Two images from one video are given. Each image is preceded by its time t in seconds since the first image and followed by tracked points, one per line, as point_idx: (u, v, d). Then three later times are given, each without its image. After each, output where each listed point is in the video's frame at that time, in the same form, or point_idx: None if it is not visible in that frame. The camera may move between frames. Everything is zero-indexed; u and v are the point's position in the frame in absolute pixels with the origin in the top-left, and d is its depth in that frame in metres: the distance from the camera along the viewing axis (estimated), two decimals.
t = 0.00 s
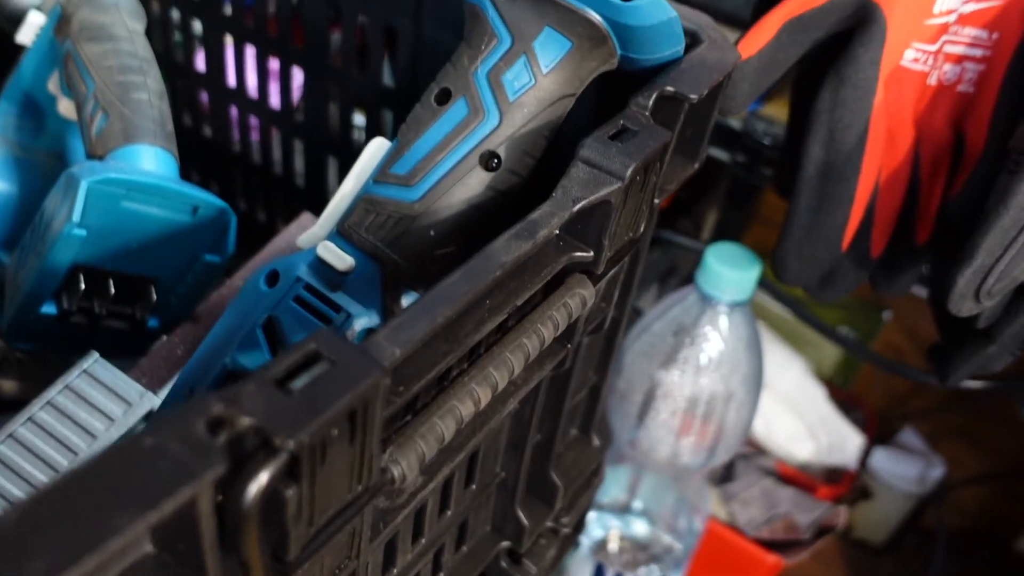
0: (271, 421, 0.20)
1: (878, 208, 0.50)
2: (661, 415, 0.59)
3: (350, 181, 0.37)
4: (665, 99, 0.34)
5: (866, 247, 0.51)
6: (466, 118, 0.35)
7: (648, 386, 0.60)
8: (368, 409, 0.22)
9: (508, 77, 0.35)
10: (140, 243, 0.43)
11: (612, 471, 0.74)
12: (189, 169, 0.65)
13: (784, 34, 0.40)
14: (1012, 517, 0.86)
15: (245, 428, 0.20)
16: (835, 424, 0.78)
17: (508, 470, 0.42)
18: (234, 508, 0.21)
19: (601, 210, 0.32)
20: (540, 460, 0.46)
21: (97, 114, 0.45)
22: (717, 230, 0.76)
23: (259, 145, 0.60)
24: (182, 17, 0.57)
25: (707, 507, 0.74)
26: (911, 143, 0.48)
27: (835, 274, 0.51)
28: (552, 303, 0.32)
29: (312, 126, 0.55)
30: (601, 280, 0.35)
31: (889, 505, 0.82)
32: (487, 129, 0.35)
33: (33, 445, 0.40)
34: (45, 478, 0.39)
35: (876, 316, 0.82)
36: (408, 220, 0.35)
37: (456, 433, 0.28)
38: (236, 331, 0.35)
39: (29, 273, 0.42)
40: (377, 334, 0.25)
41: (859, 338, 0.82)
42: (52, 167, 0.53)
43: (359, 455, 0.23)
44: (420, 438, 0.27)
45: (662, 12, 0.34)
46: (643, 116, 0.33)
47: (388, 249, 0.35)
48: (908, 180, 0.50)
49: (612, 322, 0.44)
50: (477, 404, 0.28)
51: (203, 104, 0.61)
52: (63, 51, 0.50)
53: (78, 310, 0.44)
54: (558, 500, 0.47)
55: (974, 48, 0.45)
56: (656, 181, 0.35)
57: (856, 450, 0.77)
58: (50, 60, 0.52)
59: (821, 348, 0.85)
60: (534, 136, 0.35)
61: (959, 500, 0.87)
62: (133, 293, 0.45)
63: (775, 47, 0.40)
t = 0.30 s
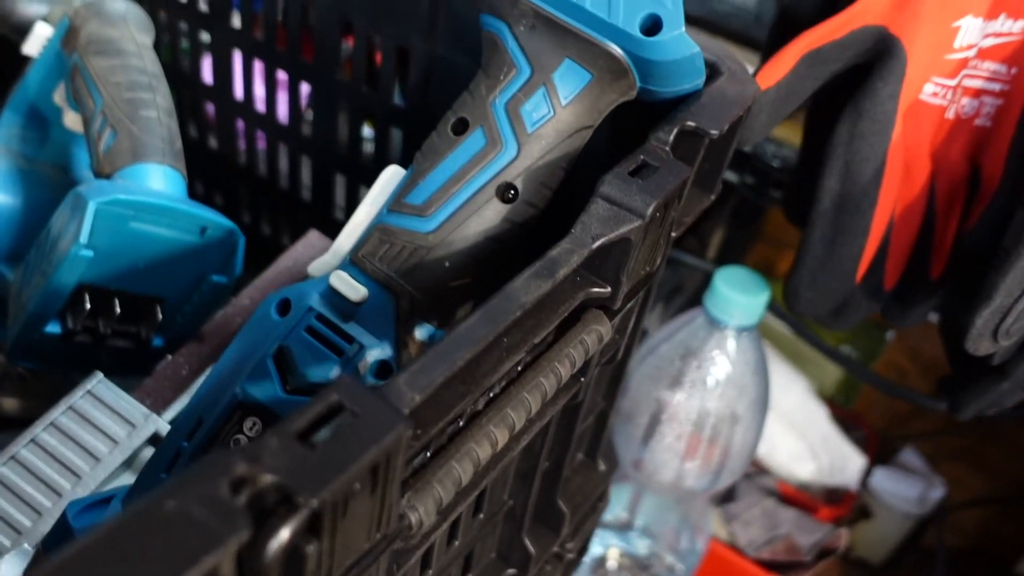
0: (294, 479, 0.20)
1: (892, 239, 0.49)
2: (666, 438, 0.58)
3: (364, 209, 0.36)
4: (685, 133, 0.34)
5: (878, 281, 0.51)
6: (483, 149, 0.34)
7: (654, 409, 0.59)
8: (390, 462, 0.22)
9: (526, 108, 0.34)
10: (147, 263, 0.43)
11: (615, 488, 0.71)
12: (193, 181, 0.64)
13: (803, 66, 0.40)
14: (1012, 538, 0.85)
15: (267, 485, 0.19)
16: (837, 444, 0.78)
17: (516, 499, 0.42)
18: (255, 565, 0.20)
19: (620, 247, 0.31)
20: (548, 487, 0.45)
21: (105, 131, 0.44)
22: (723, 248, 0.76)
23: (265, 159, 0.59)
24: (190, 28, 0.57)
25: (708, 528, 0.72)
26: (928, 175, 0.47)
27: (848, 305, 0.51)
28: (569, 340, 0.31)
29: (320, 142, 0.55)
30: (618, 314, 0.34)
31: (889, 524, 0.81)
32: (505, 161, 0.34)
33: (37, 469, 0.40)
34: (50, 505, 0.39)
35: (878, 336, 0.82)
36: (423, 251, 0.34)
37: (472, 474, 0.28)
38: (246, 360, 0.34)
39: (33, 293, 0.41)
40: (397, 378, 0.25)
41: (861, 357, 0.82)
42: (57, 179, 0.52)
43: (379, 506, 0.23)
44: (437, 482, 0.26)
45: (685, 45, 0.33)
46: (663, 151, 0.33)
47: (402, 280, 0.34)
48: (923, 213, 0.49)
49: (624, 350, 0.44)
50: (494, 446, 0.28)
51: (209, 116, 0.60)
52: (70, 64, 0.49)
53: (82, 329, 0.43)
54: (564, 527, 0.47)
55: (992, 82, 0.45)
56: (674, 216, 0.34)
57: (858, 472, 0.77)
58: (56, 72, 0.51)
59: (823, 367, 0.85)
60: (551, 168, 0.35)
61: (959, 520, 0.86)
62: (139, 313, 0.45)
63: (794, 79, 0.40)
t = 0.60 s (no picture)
0: (326, 533, 0.19)
1: (911, 266, 0.49)
2: (677, 459, 0.58)
3: (383, 236, 0.36)
4: (710, 164, 0.33)
5: (897, 307, 0.50)
6: (505, 178, 0.34)
7: (665, 430, 0.58)
8: (421, 510, 0.21)
9: (549, 136, 0.34)
10: (160, 284, 0.42)
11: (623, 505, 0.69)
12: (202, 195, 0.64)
13: (824, 94, 0.40)
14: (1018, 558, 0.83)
15: (299, 538, 0.19)
16: (844, 462, 0.77)
17: (531, 526, 0.42)
18: None
19: (645, 280, 0.31)
20: (562, 513, 0.45)
21: (118, 150, 0.44)
22: (731, 265, 0.75)
23: (275, 174, 0.59)
24: (203, 43, 0.56)
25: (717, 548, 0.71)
26: (948, 202, 0.47)
27: (866, 333, 0.50)
28: (592, 374, 0.31)
29: (333, 159, 0.54)
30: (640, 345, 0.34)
31: (894, 544, 0.79)
32: (527, 190, 0.34)
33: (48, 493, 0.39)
34: (60, 530, 0.39)
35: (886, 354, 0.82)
36: (443, 280, 0.34)
37: (497, 514, 0.28)
38: (263, 389, 0.34)
39: (45, 314, 0.41)
40: (424, 419, 0.24)
41: (868, 376, 0.81)
42: (67, 194, 0.52)
43: (407, 554, 0.22)
44: (463, 524, 0.26)
45: (712, 76, 0.32)
46: (688, 182, 0.32)
47: (422, 309, 0.34)
48: (943, 239, 0.49)
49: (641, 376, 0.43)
50: (518, 484, 0.28)
51: (220, 131, 0.60)
52: (82, 80, 0.49)
53: (94, 350, 0.43)
54: (577, 553, 0.46)
55: (1014, 111, 0.45)
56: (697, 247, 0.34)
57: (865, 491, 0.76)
58: (67, 87, 0.51)
59: (830, 384, 0.84)
60: (573, 197, 0.34)
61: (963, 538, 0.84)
62: (150, 333, 0.44)
63: (814, 106, 0.40)
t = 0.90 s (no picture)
0: None
1: (936, 301, 0.48)
2: (695, 485, 0.57)
3: (409, 270, 0.36)
4: (740, 203, 0.33)
5: (922, 340, 0.49)
6: (534, 215, 0.34)
7: (682, 455, 0.57)
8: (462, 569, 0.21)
9: (578, 172, 0.34)
10: (181, 312, 0.42)
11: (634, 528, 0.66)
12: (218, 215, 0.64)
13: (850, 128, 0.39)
14: None
15: None
16: (857, 484, 0.77)
17: (553, 560, 0.41)
18: None
19: (676, 321, 0.31)
20: (582, 545, 0.44)
21: (139, 176, 0.44)
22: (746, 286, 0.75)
23: (292, 196, 0.59)
24: (222, 65, 0.56)
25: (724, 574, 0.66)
26: (974, 236, 0.46)
27: (889, 366, 0.49)
28: (623, 416, 0.31)
29: (351, 183, 0.54)
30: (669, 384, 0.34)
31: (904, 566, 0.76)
32: (556, 227, 0.34)
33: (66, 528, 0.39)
34: (81, 562, 0.38)
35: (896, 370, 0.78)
36: (471, 317, 0.34)
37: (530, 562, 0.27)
38: (290, 426, 0.34)
39: (66, 343, 0.40)
40: (461, 470, 0.24)
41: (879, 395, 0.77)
42: (84, 215, 0.52)
43: None
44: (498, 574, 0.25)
45: (744, 115, 0.32)
46: (719, 222, 0.32)
47: (449, 346, 0.34)
48: (969, 273, 0.48)
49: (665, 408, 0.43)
50: (552, 531, 0.27)
51: (237, 152, 0.60)
52: (103, 104, 0.49)
53: (114, 378, 0.42)
54: None
55: None
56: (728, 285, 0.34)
57: (878, 513, 0.76)
58: (87, 110, 0.51)
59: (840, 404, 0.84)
60: (601, 234, 0.34)
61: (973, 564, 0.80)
62: (170, 360, 0.44)
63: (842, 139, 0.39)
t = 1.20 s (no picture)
0: None
1: (971, 345, 0.48)
2: (721, 517, 0.57)
3: (446, 313, 0.36)
4: (783, 251, 0.33)
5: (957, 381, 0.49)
6: (574, 260, 0.34)
7: (708, 487, 0.57)
8: None
9: (619, 219, 0.33)
10: (213, 347, 0.42)
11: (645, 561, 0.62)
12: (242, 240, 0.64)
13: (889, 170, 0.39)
14: None
15: None
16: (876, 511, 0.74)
17: None
18: None
19: (721, 373, 0.31)
20: None
21: (173, 211, 0.44)
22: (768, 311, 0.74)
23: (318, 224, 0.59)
24: (251, 93, 0.56)
25: None
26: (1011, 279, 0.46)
27: (923, 408, 0.49)
28: (666, 467, 0.30)
29: (378, 212, 0.54)
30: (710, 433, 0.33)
31: None
32: (597, 273, 0.33)
33: (88, 568, 0.38)
34: None
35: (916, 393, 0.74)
36: (511, 363, 0.34)
37: None
38: (328, 471, 0.34)
39: (100, 379, 0.40)
40: (515, 533, 0.24)
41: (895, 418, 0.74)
42: (112, 243, 0.52)
43: None
44: None
45: (789, 165, 0.31)
46: (763, 271, 0.32)
47: (489, 392, 0.34)
48: (1005, 316, 0.48)
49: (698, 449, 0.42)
50: None
51: (263, 179, 0.60)
52: (134, 134, 0.49)
53: (145, 413, 0.42)
54: None
55: None
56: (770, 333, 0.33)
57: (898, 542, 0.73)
58: (118, 139, 0.51)
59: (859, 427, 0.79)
60: (642, 280, 0.34)
61: None
62: (201, 394, 0.44)
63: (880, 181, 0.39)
